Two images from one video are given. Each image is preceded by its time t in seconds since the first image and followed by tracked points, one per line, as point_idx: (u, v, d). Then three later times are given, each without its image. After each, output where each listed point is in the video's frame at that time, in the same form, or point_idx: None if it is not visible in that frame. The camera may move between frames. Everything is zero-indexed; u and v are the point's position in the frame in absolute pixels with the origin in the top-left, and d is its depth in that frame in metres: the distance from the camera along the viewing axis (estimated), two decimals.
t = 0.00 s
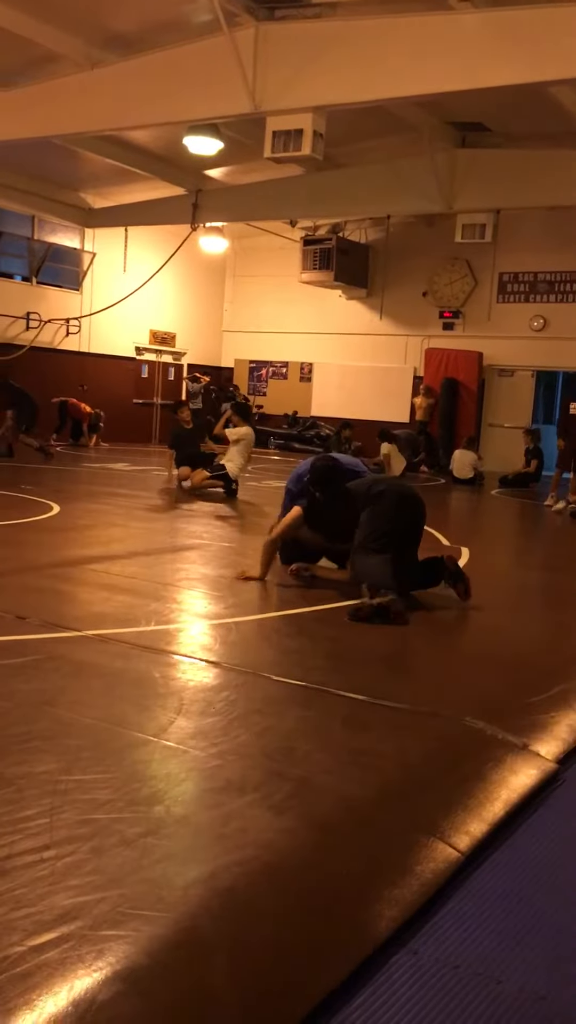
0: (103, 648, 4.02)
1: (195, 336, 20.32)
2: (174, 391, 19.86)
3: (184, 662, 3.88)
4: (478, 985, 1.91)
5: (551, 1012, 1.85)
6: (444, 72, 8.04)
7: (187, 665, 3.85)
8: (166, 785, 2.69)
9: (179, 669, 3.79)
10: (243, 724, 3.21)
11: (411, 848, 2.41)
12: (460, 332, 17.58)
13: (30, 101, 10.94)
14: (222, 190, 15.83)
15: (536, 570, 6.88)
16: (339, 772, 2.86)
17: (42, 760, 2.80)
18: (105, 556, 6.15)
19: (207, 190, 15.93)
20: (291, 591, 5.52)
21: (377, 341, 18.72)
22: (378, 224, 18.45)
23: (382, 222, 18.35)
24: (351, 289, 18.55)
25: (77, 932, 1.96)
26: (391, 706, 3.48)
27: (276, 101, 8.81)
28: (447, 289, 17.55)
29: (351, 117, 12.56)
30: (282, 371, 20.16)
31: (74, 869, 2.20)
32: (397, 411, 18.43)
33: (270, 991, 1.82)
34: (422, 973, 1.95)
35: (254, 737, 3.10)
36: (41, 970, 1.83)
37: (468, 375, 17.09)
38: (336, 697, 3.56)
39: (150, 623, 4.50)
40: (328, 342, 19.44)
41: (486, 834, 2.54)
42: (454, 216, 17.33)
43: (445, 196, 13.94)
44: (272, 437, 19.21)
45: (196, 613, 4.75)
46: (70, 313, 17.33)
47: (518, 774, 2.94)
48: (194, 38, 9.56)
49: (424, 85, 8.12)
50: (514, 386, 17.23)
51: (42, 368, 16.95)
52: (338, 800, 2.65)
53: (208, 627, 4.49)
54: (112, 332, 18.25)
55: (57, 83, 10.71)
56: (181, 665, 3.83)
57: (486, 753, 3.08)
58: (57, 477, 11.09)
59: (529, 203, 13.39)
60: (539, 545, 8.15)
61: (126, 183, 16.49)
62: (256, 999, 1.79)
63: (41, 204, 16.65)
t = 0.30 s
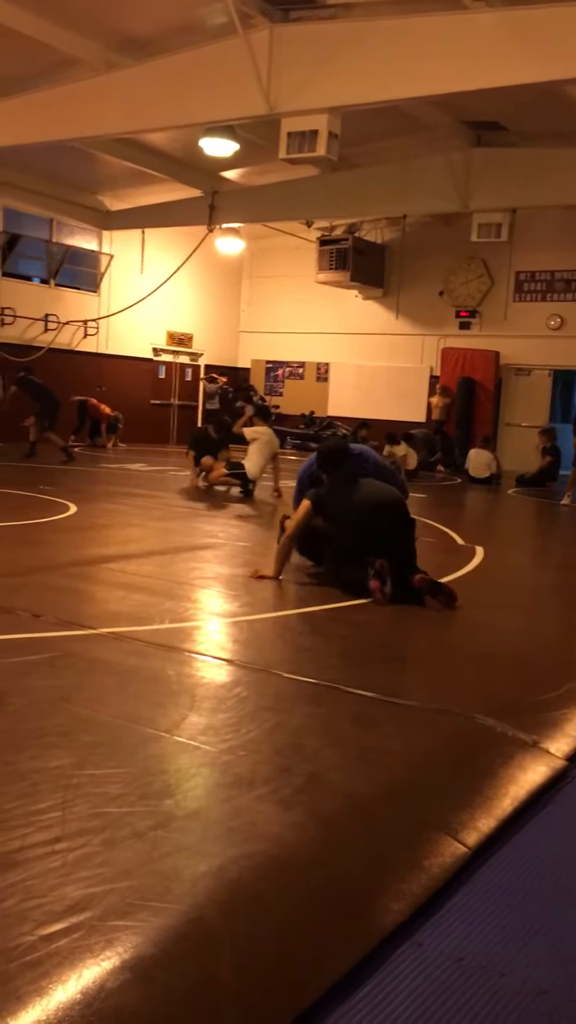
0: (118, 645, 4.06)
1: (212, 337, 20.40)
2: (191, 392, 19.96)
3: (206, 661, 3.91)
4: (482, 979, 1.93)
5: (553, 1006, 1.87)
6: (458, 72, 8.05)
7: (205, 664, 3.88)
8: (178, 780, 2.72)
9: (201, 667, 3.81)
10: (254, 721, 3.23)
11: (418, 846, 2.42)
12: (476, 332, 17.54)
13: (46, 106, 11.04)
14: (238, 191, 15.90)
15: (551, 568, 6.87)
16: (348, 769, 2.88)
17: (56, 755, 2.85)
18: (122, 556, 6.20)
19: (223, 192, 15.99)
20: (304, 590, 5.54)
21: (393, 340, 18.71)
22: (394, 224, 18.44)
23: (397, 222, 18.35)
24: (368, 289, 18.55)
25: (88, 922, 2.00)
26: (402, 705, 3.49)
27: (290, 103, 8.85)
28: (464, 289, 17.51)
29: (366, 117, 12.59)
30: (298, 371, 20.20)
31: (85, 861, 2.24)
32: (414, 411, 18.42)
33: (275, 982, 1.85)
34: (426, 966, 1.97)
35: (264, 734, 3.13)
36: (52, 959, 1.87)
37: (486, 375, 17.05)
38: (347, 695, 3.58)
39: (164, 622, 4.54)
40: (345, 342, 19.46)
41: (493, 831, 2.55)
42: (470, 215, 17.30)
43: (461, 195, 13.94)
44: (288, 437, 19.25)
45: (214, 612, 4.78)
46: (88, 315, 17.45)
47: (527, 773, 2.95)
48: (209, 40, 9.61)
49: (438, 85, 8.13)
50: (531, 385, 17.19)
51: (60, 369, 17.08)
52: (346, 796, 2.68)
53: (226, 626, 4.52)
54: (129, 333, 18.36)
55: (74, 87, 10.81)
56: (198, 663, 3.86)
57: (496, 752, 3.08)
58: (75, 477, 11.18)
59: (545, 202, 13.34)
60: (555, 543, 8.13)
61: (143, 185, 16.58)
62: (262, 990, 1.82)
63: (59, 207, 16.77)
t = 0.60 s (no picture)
0: (131, 649, 4.06)
1: (225, 339, 20.42)
2: (204, 394, 19.98)
3: (221, 662, 3.91)
4: (499, 982, 1.90)
5: (570, 1009, 1.84)
6: (469, 69, 8.01)
7: (221, 666, 3.87)
8: (191, 783, 2.71)
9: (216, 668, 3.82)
10: (267, 724, 3.21)
11: (433, 848, 2.40)
12: (490, 330, 17.47)
13: (57, 110, 11.07)
14: (249, 192, 15.89)
15: (567, 567, 6.81)
16: (362, 770, 2.85)
17: (68, 759, 2.83)
18: (135, 559, 6.19)
19: (234, 193, 15.99)
20: (318, 591, 5.52)
21: (406, 340, 18.66)
22: (406, 223, 18.39)
23: (409, 221, 18.30)
24: (380, 289, 18.51)
25: (100, 927, 1.98)
26: (416, 706, 3.46)
27: (300, 103, 8.83)
28: (477, 288, 17.44)
29: (377, 117, 12.55)
30: (311, 373, 20.19)
31: (97, 865, 2.23)
32: (427, 411, 18.36)
33: (288, 985, 1.83)
34: (441, 968, 1.95)
35: (277, 736, 3.11)
36: (64, 964, 1.85)
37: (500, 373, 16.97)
38: (361, 696, 3.55)
39: (177, 624, 4.53)
40: (358, 342, 19.41)
41: (508, 832, 2.52)
42: (482, 213, 17.23)
43: (472, 192, 13.89)
44: (302, 438, 19.23)
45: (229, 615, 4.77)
46: (100, 318, 17.50)
47: (543, 773, 2.91)
48: (218, 42, 9.60)
49: (449, 83, 8.10)
50: (545, 383, 17.10)
51: (74, 373, 17.12)
52: (359, 798, 2.65)
53: (241, 628, 4.52)
54: (141, 336, 18.40)
55: (84, 90, 10.82)
56: (213, 665, 3.85)
57: (512, 753, 3.05)
58: (88, 481, 11.19)
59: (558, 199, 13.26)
60: (571, 542, 8.08)
61: (154, 188, 16.60)
62: (275, 994, 1.80)
63: (71, 211, 16.82)
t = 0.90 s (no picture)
0: (134, 654, 4.06)
1: (224, 344, 20.43)
2: (204, 399, 19.99)
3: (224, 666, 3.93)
4: (506, 987, 1.90)
5: None
6: (466, 74, 8.03)
7: (224, 672, 3.86)
8: (195, 789, 2.71)
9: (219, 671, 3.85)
10: (271, 730, 3.20)
11: (438, 853, 2.39)
12: (489, 334, 17.49)
13: (55, 116, 11.09)
14: (247, 197, 15.91)
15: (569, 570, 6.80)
16: (366, 776, 2.84)
17: (71, 767, 2.82)
18: (136, 564, 6.19)
19: (232, 198, 16.01)
20: (320, 595, 5.52)
21: (405, 344, 18.68)
22: (404, 227, 18.42)
23: (408, 225, 18.33)
24: (379, 292, 18.53)
25: (106, 936, 1.98)
26: (419, 710, 3.45)
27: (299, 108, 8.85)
28: (475, 290, 17.46)
29: (375, 121, 12.58)
30: (311, 377, 20.20)
31: (101, 873, 2.22)
32: (427, 414, 18.37)
33: (294, 992, 1.82)
34: (448, 974, 1.94)
35: (281, 742, 3.10)
36: (69, 973, 1.85)
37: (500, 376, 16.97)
38: (364, 701, 3.55)
39: (179, 630, 4.52)
40: (357, 346, 19.43)
41: (514, 835, 2.52)
42: (481, 216, 17.25)
43: (471, 196, 13.91)
44: (302, 442, 19.23)
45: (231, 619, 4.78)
46: (99, 324, 17.51)
47: (548, 777, 2.90)
48: (216, 48, 9.63)
49: (446, 87, 8.12)
50: (545, 386, 17.10)
51: (74, 379, 17.13)
52: (364, 804, 2.64)
53: (243, 633, 4.51)
54: (141, 341, 18.41)
55: (81, 97, 10.85)
56: (215, 672, 3.84)
57: (516, 757, 3.04)
58: (89, 486, 11.19)
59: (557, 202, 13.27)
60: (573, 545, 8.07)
61: (153, 194, 16.64)
62: (281, 1001, 1.79)
63: (69, 218, 16.85)
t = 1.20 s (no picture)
0: (129, 660, 4.05)
1: (216, 349, 20.45)
2: (197, 404, 19.99)
3: (218, 671, 3.92)
4: (505, 989, 1.90)
5: None
6: (456, 78, 8.06)
7: (219, 677, 3.84)
8: (192, 794, 2.70)
9: (213, 679, 3.81)
10: (267, 734, 3.20)
11: (436, 857, 2.38)
12: (481, 337, 17.53)
13: (46, 122, 11.09)
14: (239, 202, 15.91)
15: (564, 572, 6.80)
16: (363, 780, 2.84)
17: (67, 773, 2.81)
18: (130, 570, 6.17)
19: (224, 203, 16.02)
20: (315, 600, 5.52)
21: (398, 348, 18.71)
22: (396, 231, 18.46)
23: (400, 229, 18.38)
24: (371, 297, 18.56)
25: (103, 943, 1.97)
26: (415, 714, 3.45)
27: (290, 113, 8.86)
28: (467, 294, 17.51)
29: (366, 126, 12.63)
30: (304, 381, 20.21)
31: (98, 880, 2.21)
32: (420, 418, 18.40)
33: (294, 997, 1.82)
34: (446, 978, 1.94)
35: (277, 746, 3.10)
36: (67, 980, 1.84)
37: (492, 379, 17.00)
38: (361, 705, 3.54)
39: (175, 635, 4.51)
40: (350, 350, 19.45)
41: (511, 839, 2.52)
42: (472, 220, 17.30)
43: (463, 200, 13.95)
44: (295, 446, 19.24)
45: (227, 624, 4.77)
46: (92, 329, 17.50)
47: (544, 780, 2.90)
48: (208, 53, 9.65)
49: (437, 92, 8.15)
50: (537, 389, 17.15)
51: (66, 384, 17.11)
52: (361, 808, 2.64)
53: (238, 638, 4.51)
54: (133, 346, 18.40)
55: (73, 102, 10.85)
56: (210, 677, 3.82)
57: (513, 760, 3.03)
58: (82, 492, 11.17)
59: (547, 204, 13.32)
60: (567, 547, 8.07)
61: (144, 199, 16.64)
62: (279, 1006, 1.79)
63: (61, 223, 16.84)
